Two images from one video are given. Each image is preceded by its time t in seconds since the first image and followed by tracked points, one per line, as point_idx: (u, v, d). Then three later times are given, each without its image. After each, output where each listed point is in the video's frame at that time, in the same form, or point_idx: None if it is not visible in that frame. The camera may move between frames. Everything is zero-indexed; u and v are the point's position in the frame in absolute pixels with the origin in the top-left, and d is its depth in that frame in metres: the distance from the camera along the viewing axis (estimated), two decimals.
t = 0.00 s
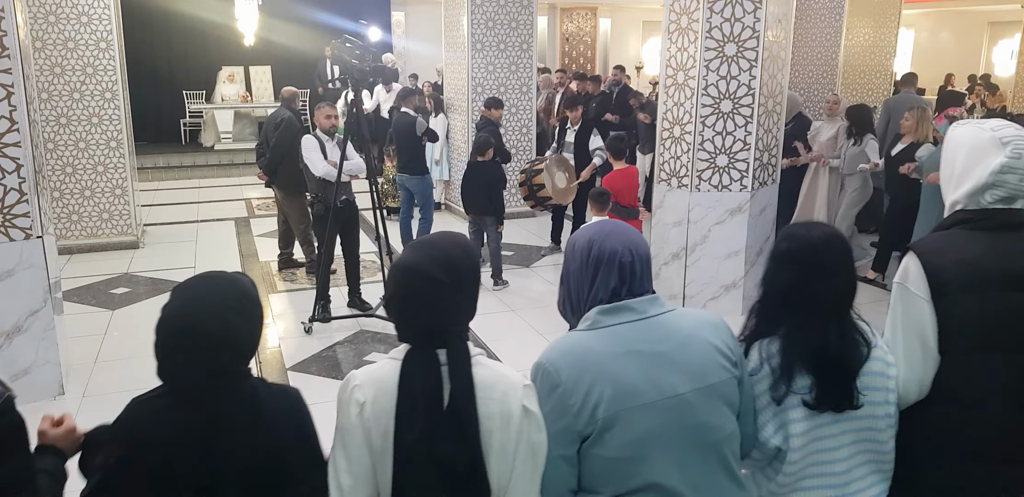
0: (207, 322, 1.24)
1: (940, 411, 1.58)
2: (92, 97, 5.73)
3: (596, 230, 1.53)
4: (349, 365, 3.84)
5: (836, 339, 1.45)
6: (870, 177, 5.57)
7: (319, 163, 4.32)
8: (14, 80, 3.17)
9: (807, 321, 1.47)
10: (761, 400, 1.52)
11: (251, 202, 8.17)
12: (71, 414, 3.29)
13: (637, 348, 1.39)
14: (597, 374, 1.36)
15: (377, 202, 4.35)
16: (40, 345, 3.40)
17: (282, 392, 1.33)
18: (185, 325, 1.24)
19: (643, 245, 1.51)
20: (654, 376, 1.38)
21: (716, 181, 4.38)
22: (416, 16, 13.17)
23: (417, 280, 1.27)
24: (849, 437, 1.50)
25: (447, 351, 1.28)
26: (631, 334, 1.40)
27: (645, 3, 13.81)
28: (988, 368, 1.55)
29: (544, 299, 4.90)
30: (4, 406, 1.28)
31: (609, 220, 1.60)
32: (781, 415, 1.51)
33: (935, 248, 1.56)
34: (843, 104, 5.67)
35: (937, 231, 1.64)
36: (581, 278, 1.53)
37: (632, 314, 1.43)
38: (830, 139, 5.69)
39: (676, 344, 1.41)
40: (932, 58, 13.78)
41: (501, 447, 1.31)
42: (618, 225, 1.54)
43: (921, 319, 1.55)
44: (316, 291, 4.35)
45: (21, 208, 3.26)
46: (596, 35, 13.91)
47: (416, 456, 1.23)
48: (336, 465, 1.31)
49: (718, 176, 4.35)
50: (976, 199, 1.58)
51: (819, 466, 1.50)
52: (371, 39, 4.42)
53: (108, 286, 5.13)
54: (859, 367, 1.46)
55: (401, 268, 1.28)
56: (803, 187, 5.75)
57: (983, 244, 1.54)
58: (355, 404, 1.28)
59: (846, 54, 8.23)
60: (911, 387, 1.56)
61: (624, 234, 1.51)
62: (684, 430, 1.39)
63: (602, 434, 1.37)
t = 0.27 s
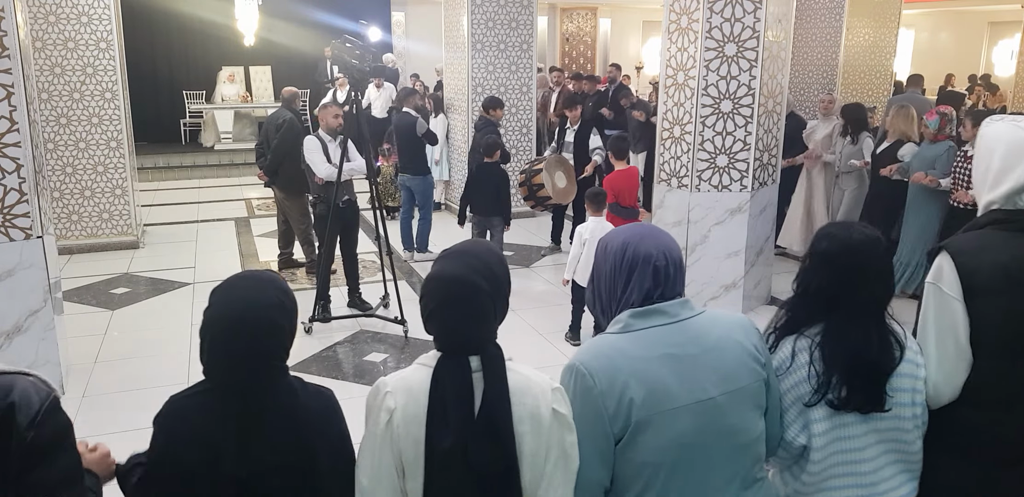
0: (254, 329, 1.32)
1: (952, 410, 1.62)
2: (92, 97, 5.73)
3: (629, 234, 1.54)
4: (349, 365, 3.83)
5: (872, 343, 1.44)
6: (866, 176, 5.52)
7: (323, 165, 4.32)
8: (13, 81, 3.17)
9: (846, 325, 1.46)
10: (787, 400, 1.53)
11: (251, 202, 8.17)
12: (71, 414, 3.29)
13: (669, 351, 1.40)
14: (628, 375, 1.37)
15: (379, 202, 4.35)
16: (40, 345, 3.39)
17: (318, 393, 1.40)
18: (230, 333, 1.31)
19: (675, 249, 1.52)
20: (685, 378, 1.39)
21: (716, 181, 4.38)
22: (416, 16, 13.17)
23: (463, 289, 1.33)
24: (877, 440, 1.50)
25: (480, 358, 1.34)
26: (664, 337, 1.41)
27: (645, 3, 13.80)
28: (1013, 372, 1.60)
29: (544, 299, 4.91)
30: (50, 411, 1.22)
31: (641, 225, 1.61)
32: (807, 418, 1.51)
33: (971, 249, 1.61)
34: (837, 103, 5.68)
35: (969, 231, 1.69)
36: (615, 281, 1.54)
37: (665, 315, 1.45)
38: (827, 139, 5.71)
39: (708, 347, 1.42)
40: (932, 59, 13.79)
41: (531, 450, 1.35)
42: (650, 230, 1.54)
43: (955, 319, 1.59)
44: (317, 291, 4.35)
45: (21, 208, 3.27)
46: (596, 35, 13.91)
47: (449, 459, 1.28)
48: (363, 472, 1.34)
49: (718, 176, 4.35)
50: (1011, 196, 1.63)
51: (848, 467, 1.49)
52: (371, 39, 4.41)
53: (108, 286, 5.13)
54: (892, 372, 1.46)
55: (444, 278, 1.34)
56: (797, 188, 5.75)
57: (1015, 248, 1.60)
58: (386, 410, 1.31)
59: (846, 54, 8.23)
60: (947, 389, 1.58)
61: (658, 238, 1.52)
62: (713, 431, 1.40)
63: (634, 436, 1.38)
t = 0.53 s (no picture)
0: (273, 326, 1.32)
1: (962, 413, 1.63)
2: (92, 97, 5.73)
3: (642, 229, 1.51)
4: (349, 365, 3.83)
5: (883, 343, 1.45)
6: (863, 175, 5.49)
7: (324, 170, 4.32)
8: (13, 81, 3.17)
9: (857, 327, 1.46)
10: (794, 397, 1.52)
11: (251, 202, 8.18)
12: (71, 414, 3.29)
13: (681, 349, 1.40)
14: (639, 372, 1.36)
15: (379, 202, 4.34)
16: (40, 346, 3.39)
17: (331, 386, 1.41)
18: (251, 331, 1.31)
19: (689, 246, 1.49)
20: (695, 377, 1.39)
21: (716, 181, 4.38)
22: (416, 16, 13.17)
23: (475, 288, 1.34)
24: (879, 439, 1.51)
25: (491, 358, 1.34)
26: (676, 334, 1.41)
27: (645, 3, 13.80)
28: None
29: (544, 299, 4.91)
30: (67, 415, 1.17)
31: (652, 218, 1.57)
32: (812, 418, 1.50)
33: (989, 247, 1.61)
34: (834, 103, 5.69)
35: (988, 229, 1.69)
36: (626, 276, 1.51)
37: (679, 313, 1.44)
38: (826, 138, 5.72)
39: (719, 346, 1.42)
40: (931, 59, 13.79)
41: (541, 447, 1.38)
42: (664, 225, 1.51)
43: (970, 317, 1.59)
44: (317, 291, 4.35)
45: (21, 208, 3.27)
46: (596, 35, 13.91)
47: (463, 462, 1.29)
48: (375, 470, 1.34)
49: (718, 176, 4.35)
50: None
51: (849, 466, 1.49)
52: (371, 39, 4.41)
53: (108, 286, 5.14)
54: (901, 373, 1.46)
55: (458, 276, 1.34)
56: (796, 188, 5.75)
57: None
58: (397, 414, 1.31)
59: (846, 54, 8.23)
60: (961, 386, 1.58)
61: (672, 234, 1.49)
62: (721, 430, 1.39)
63: (641, 433, 1.37)
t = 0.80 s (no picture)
0: (275, 326, 1.32)
1: (962, 416, 1.63)
2: (92, 97, 5.73)
3: (638, 231, 1.51)
4: (350, 365, 3.84)
5: (877, 345, 1.45)
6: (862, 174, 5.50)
7: (325, 169, 4.33)
8: (13, 81, 3.17)
9: (848, 328, 1.46)
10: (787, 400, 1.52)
11: (251, 202, 8.18)
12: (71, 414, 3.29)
13: (675, 353, 1.39)
14: (633, 377, 1.36)
15: (380, 201, 4.33)
16: (40, 346, 3.39)
17: (330, 385, 1.41)
18: (250, 331, 1.30)
19: (686, 248, 1.49)
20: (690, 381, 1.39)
21: (716, 181, 4.38)
22: (416, 16, 13.18)
23: (482, 288, 1.33)
24: (872, 440, 1.51)
25: (497, 352, 1.35)
26: (671, 339, 1.40)
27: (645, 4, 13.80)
28: None
29: (544, 299, 4.91)
30: (66, 423, 1.23)
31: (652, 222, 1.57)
32: (804, 421, 1.51)
33: (986, 250, 1.61)
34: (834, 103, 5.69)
35: (988, 232, 1.69)
36: (623, 278, 1.51)
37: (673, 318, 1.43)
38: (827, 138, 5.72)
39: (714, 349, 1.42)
40: (931, 59, 13.78)
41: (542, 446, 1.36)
42: (662, 227, 1.51)
43: (968, 321, 1.59)
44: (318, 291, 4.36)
45: (21, 208, 3.27)
46: (596, 36, 13.91)
47: (468, 454, 1.30)
48: (382, 462, 1.33)
49: (718, 176, 4.35)
50: None
51: (840, 469, 1.49)
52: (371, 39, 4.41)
53: (108, 286, 5.14)
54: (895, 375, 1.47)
55: (462, 276, 1.33)
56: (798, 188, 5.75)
57: None
58: (402, 407, 1.31)
59: (846, 54, 8.23)
60: (956, 390, 1.58)
61: (669, 237, 1.49)
62: (717, 434, 1.39)
63: (636, 437, 1.37)
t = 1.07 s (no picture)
0: (256, 335, 1.29)
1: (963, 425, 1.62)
2: (92, 98, 5.73)
3: (636, 236, 1.50)
4: (350, 365, 3.84)
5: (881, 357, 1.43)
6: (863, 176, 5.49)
7: (325, 167, 4.33)
8: (13, 81, 3.17)
9: (849, 337, 1.46)
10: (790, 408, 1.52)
11: (251, 201, 8.18)
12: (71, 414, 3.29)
13: (677, 360, 1.39)
14: (634, 385, 1.36)
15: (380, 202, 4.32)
16: (39, 346, 3.39)
17: (323, 394, 1.41)
18: (230, 338, 1.28)
19: (685, 253, 1.48)
20: (691, 391, 1.38)
21: (716, 181, 4.38)
22: (415, 16, 13.17)
23: (485, 293, 1.32)
24: (878, 455, 1.49)
25: (496, 361, 1.34)
26: (673, 347, 1.40)
27: (645, 4, 13.80)
28: None
29: (544, 299, 4.91)
30: (51, 433, 1.25)
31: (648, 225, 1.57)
32: (807, 428, 1.51)
33: (984, 261, 1.60)
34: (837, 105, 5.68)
35: (982, 241, 1.68)
36: (622, 284, 1.51)
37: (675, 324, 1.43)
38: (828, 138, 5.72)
39: (716, 358, 1.42)
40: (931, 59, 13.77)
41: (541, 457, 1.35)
42: (660, 232, 1.50)
43: (969, 333, 1.59)
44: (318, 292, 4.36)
45: (21, 208, 3.27)
46: (596, 35, 13.90)
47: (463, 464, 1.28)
48: (372, 475, 1.34)
49: (718, 176, 4.35)
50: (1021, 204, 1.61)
51: (840, 479, 1.50)
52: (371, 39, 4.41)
53: (108, 286, 5.14)
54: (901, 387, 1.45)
55: (466, 281, 1.33)
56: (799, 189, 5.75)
57: None
58: (397, 414, 1.30)
59: (846, 54, 8.23)
60: (961, 405, 1.57)
61: (667, 241, 1.48)
62: (717, 444, 1.39)
63: (638, 448, 1.37)
